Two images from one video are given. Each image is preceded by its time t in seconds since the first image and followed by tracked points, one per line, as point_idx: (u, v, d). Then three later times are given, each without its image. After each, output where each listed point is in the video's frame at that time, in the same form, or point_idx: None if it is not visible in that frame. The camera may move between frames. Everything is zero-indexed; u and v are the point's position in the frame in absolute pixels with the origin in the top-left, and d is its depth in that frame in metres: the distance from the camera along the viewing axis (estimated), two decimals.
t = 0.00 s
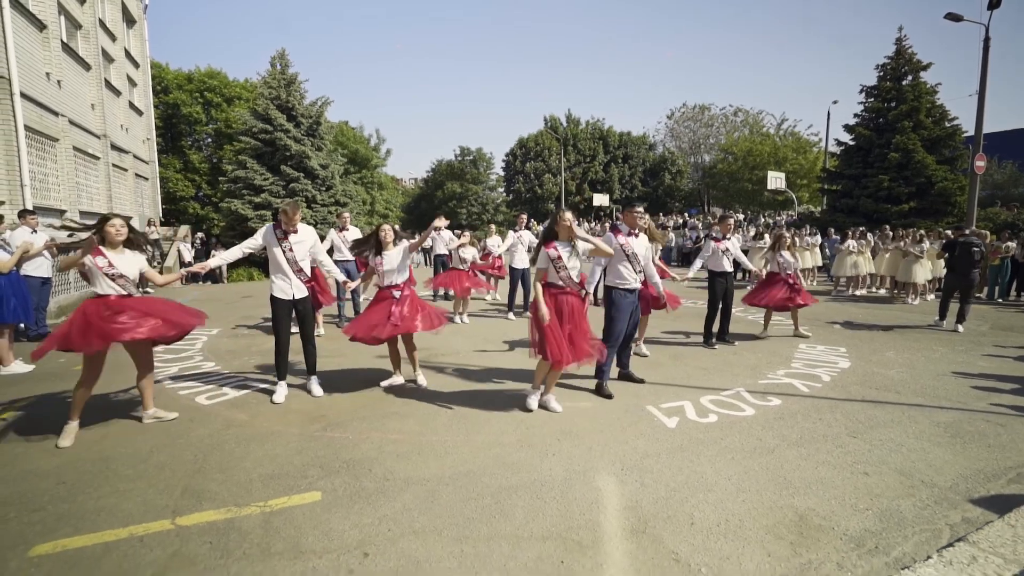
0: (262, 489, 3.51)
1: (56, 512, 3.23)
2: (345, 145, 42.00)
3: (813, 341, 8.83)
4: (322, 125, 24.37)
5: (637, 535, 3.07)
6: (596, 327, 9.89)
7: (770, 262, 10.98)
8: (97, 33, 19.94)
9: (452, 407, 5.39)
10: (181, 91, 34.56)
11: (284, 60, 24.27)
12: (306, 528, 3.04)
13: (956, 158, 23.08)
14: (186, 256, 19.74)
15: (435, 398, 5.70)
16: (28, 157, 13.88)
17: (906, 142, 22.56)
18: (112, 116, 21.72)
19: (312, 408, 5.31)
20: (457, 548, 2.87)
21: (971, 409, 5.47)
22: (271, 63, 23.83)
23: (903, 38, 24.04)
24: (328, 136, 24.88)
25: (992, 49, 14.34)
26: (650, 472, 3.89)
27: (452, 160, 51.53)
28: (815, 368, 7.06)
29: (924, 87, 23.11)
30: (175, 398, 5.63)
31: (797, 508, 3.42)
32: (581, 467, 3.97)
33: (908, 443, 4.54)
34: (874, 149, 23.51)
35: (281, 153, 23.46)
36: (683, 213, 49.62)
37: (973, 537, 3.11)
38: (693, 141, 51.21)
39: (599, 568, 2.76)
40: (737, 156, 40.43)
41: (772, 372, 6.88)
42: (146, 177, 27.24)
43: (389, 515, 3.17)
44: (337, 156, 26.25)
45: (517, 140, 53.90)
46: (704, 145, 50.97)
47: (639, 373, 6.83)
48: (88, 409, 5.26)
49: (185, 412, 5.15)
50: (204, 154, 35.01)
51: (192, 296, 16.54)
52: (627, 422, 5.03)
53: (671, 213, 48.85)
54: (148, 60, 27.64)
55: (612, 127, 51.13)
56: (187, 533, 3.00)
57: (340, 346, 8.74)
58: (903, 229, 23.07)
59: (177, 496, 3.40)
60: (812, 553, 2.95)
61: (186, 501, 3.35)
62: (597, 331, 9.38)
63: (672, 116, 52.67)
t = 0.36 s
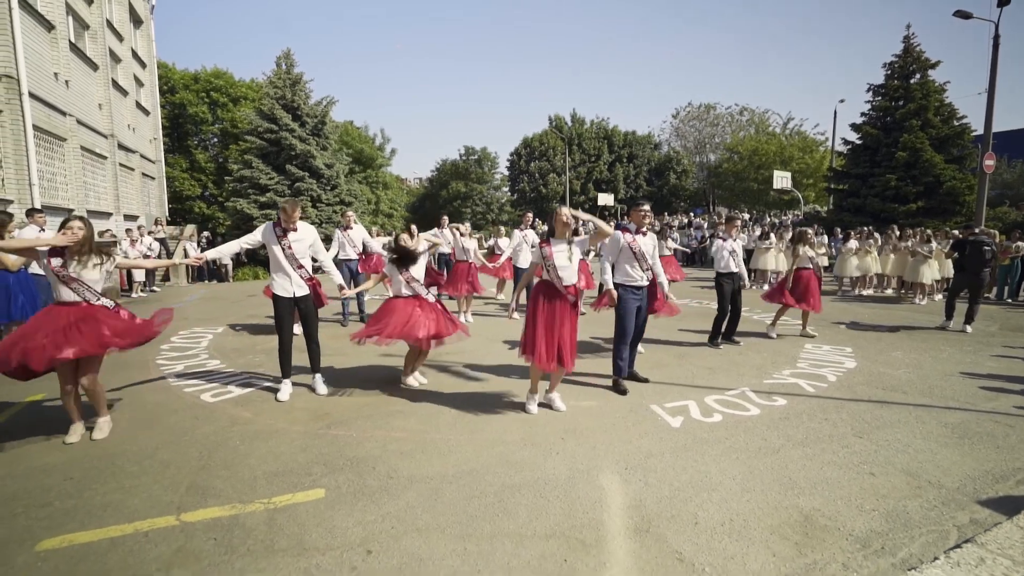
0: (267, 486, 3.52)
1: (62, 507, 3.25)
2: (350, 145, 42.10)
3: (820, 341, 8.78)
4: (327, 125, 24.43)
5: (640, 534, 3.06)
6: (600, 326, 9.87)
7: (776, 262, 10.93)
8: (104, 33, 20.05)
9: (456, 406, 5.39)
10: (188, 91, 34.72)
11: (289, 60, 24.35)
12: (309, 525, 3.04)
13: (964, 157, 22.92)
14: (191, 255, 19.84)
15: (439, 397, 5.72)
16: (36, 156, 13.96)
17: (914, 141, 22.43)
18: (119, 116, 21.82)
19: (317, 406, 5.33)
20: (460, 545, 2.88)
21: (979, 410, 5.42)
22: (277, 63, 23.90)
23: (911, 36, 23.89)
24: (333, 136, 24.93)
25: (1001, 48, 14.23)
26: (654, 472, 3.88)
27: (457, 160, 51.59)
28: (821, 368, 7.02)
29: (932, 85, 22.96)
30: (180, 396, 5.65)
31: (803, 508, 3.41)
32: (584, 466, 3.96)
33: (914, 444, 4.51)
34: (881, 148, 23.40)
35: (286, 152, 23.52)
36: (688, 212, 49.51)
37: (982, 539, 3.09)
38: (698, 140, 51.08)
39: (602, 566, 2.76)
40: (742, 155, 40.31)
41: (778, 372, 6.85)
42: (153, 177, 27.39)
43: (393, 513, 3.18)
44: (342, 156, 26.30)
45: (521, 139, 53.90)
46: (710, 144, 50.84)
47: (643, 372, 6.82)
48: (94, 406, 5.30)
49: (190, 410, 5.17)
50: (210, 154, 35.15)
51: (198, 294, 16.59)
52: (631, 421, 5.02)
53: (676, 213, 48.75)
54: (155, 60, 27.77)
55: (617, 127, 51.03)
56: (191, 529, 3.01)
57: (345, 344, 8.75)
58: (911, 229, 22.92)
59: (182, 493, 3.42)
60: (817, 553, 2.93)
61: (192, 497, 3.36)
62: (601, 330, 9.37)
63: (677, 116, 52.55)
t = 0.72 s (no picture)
0: (279, 482, 3.55)
1: (79, 501, 3.29)
2: (361, 145, 42.32)
3: (832, 342, 8.70)
4: (337, 125, 24.57)
5: (651, 534, 3.05)
6: (610, 326, 9.85)
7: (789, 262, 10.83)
8: (120, 36, 20.28)
9: (466, 405, 5.39)
10: (201, 92, 35.07)
11: (301, 61, 24.53)
12: (321, 521, 3.06)
13: (982, 156, 22.60)
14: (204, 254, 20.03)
15: (450, 396, 5.73)
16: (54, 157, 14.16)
17: (930, 140, 22.16)
18: (134, 117, 22.08)
19: (329, 404, 5.36)
20: (470, 543, 2.88)
21: (996, 413, 5.35)
22: (288, 64, 24.06)
23: (928, 32, 23.60)
24: (344, 136, 25.06)
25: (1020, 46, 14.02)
26: (665, 472, 3.86)
27: (467, 160, 51.70)
28: (834, 369, 6.96)
29: (949, 82, 22.67)
30: (193, 392, 5.71)
31: (816, 509, 3.38)
32: (594, 465, 3.95)
33: (930, 446, 4.46)
34: (896, 147, 23.16)
35: (298, 152, 23.68)
36: (698, 212, 49.29)
37: (1000, 543, 3.05)
38: (709, 139, 50.84)
39: (613, 565, 2.75)
40: (754, 154, 40.06)
41: (790, 372, 6.80)
42: (167, 177, 27.69)
43: (404, 510, 3.19)
44: (353, 155, 26.43)
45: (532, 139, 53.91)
46: (721, 143, 50.59)
47: (654, 372, 6.79)
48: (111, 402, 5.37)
49: (204, 406, 5.22)
50: (222, 154, 35.48)
51: (210, 293, 16.75)
52: (641, 421, 5.00)
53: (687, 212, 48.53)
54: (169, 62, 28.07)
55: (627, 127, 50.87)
56: (205, 524, 3.04)
57: (355, 343, 8.81)
58: (926, 228, 22.65)
59: (196, 488, 3.45)
60: (830, 555, 2.91)
61: (205, 492, 3.40)
62: (611, 330, 9.35)
63: (688, 115, 52.33)
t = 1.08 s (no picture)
0: (296, 477, 3.59)
1: (102, 493, 3.36)
2: (375, 145, 42.58)
3: (851, 344, 8.59)
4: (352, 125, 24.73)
5: (667, 534, 3.04)
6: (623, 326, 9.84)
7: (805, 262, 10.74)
8: (141, 39, 20.60)
9: (479, 403, 5.43)
10: (219, 94, 35.52)
11: (316, 62, 24.74)
12: (339, 516, 3.09)
13: (1006, 154, 22.21)
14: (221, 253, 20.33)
15: (464, 395, 5.76)
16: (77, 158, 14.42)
17: (952, 138, 21.80)
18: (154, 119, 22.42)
19: (345, 401, 5.41)
20: (486, 540, 2.89)
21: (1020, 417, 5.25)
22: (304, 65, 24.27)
23: (950, 28, 23.25)
24: (359, 136, 25.23)
25: None
26: (679, 472, 3.85)
27: (480, 160, 51.84)
28: (851, 371, 6.88)
29: (972, 79, 22.31)
30: (212, 389, 5.79)
31: (834, 512, 3.35)
32: (609, 464, 3.95)
33: (952, 449, 4.40)
34: (917, 145, 22.83)
35: (313, 153, 23.87)
36: (713, 212, 48.97)
37: None
38: (724, 139, 50.52)
39: (629, 565, 2.75)
40: (770, 154, 39.73)
41: (807, 374, 6.74)
42: (185, 177, 28.07)
43: (419, 506, 3.21)
44: (368, 156, 26.59)
45: (545, 140, 53.92)
46: (736, 143, 50.24)
47: (668, 373, 6.77)
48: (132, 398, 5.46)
49: (223, 403, 5.29)
50: (239, 155, 35.88)
51: (227, 292, 16.96)
52: (656, 421, 5.00)
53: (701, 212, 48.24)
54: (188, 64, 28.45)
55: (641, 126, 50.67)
56: (225, 517, 3.08)
57: (370, 341, 8.87)
58: (947, 228, 22.30)
59: (215, 482, 3.50)
60: (849, 558, 2.88)
61: (225, 486, 3.45)
62: (625, 330, 9.32)
63: (703, 114, 52.02)
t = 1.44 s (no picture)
0: (311, 475, 3.62)
1: (122, 489, 3.42)
2: (387, 145, 42.81)
3: (866, 345, 8.51)
4: (365, 126, 24.87)
5: (680, 535, 3.03)
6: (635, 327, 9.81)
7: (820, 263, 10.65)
8: (158, 42, 20.86)
9: (491, 403, 5.45)
10: (233, 96, 35.89)
11: (329, 63, 24.93)
12: (353, 514, 3.12)
13: None
14: (236, 253, 20.58)
15: (478, 395, 5.78)
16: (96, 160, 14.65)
17: (972, 136, 21.49)
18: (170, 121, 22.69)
19: (358, 400, 5.45)
20: (499, 539, 2.90)
21: None
22: (317, 67, 24.46)
23: (970, 25, 22.93)
24: (371, 137, 25.38)
25: None
26: (693, 473, 3.83)
27: (491, 160, 51.92)
28: (867, 372, 6.82)
29: (992, 76, 22.00)
30: (228, 388, 5.85)
31: (850, 515, 3.32)
32: (621, 465, 3.95)
33: (970, 453, 4.34)
34: (935, 144, 22.54)
35: (326, 154, 24.05)
36: (726, 212, 48.69)
37: None
38: (737, 138, 50.21)
39: (641, 565, 2.75)
40: (783, 153, 39.42)
41: (821, 375, 6.69)
42: (201, 179, 28.39)
43: (432, 505, 3.23)
44: (380, 156, 26.74)
45: (556, 140, 53.88)
46: (749, 142, 49.94)
47: (680, 373, 6.74)
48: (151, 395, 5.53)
49: (238, 401, 5.35)
50: (253, 156, 36.22)
51: (241, 292, 17.14)
52: (668, 422, 4.99)
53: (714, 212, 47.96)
54: (203, 66, 28.76)
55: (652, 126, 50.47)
56: (242, 514, 3.12)
57: (383, 341, 8.92)
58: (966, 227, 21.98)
59: (232, 479, 3.55)
60: (865, 562, 2.86)
61: (241, 483, 3.49)
62: (638, 331, 9.30)
63: (716, 114, 51.73)
